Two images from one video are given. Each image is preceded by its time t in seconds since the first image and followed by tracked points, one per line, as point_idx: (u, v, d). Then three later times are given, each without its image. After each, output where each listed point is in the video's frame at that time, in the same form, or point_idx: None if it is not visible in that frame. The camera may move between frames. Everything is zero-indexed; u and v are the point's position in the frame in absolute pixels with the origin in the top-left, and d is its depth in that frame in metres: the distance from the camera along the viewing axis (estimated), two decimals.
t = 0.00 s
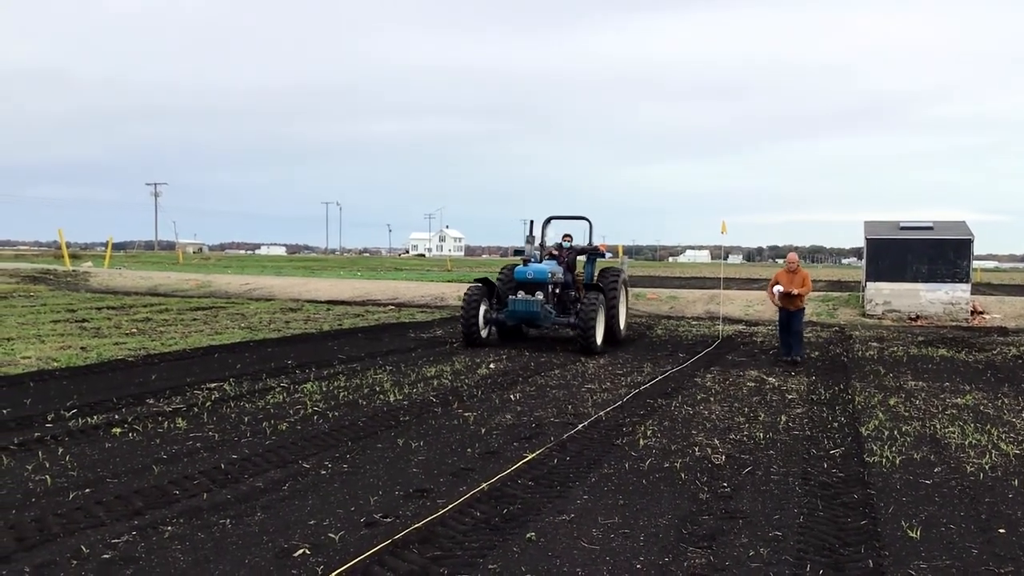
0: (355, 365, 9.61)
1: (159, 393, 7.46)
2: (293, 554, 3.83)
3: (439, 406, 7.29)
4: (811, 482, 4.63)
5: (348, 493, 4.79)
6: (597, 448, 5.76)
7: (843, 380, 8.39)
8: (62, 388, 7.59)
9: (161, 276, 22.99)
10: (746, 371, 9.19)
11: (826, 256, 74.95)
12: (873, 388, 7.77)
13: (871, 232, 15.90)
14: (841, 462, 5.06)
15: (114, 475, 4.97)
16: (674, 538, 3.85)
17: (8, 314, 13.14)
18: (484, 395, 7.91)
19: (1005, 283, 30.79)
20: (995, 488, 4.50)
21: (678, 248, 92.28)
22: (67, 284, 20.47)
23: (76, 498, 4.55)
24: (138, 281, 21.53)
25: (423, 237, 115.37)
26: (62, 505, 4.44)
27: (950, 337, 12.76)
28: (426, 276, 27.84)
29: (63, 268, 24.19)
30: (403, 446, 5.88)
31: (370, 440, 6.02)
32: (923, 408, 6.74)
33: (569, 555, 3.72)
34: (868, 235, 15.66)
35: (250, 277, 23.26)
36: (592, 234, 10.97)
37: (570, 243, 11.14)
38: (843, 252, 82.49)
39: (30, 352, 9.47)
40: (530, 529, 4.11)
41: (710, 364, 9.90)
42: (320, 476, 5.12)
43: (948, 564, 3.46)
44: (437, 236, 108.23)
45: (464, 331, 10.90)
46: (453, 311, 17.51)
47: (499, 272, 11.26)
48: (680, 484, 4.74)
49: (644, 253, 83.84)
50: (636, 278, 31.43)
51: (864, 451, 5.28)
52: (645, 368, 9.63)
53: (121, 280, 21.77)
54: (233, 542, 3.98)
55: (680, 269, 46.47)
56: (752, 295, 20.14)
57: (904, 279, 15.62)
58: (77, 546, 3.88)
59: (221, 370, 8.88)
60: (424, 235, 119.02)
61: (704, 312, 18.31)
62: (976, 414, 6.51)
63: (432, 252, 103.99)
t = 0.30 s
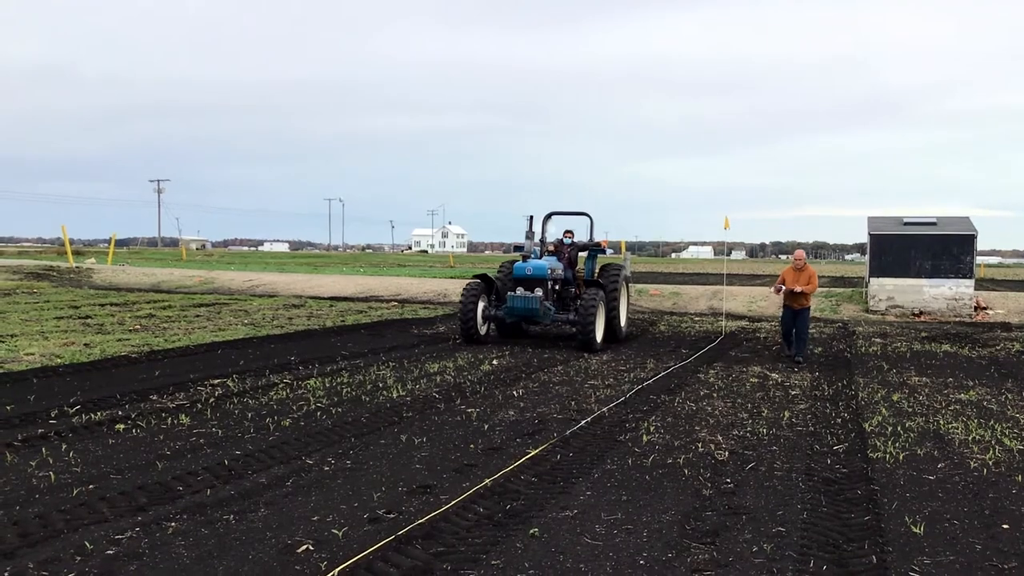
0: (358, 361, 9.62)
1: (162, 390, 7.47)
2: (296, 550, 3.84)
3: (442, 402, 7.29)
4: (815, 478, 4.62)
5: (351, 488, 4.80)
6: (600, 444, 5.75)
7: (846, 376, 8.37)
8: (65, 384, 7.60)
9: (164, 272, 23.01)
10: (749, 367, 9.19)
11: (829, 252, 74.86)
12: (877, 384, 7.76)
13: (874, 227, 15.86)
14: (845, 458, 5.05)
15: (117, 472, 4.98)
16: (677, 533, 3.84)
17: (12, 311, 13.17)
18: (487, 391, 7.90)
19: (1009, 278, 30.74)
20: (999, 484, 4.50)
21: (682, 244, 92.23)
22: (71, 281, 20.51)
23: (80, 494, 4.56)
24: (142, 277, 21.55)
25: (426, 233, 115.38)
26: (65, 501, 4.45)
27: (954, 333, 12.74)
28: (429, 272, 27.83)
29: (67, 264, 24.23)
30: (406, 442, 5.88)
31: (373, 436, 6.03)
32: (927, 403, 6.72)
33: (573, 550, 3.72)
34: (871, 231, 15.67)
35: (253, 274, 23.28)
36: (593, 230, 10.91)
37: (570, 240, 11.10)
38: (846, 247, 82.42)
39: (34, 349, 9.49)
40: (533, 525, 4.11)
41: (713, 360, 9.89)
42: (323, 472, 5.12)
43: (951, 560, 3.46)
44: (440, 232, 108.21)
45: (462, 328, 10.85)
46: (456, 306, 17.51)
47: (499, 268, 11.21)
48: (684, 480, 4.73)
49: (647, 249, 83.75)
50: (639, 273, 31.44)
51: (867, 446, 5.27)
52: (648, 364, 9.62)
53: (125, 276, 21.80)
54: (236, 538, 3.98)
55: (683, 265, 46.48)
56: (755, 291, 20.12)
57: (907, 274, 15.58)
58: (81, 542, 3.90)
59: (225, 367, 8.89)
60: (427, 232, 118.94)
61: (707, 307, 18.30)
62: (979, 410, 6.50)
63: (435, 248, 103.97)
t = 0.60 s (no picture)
0: (360, 357, 9.62)
1: (164, 386, 7.48)
2: (297, 546, 3.84)
3: (444, 398, 7.29)
4: (817, 473, 4.62)
5: (353, 484, 4.80)
6: (601, 439, 5.76)
7: (848, 371, 8.36)
8: (67, 380, 7.62)
9: (166, 268, 23.01)
10: (751, 363, 9.18)
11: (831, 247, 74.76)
12: (879, 379, 7.75)
13: (877, 222, 15.83)
14: (846, 453, 5.05)
15: (119, 467, 4.99)
16: (678, 528, 3.84)
17: (14, 307, 13.18)
18: (489, 387, 7.90)
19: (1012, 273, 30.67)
20: (1001, 479, 4.49)
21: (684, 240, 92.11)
22: (73, 278, 20.53)
23: (82, 490, 4.56)
24: (144, 273, 21.56)
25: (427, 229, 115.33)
26: (67, 497, 4.46)
27: (956, 328, 12.72)
28: (431, 268, 27.84)
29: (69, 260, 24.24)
30: (408, 438, 5.89)
31: (374, 432, 6.03)
32: (929, 398, 6.72)
33: (574, 546, 3.72)
34: (873, 226, 15.63)
35: (255, 270, 23.29)
36: (593, 226, 10.85)
37: (570, 235, 11.05)
38: (849, 243, 82.31)
39: (36, 345, 9.50)
40: (535, 521, 4.12)
41: (715, 355, 9.89)
42: (324, 467, 5.13)
43: (953, 554, 3.46)
44: (442, 228, 108.19)
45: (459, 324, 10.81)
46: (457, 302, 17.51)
47: (497, 264, 11.15)
48: (685, 475, 4.73)
49: (649, 245, 83.69)
50: (641, 269, 31.47)
51: (869, 442, 5.26)
52: (650, 360, 9.62)
53: (127, 272, 21.81)
54: (238, 534, 3.99)
55: (685, 261, 46.46)
56: (757, 286, 20.09)
57: (909, 269, 15.55)
58: (84, 538, 3.90)
59: (227, 363, 8.90)
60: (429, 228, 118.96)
61: (709, 303, 18.29)
62: (982, 405, 6.49)
63: (436, 244, 103.90)
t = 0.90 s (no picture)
0: (361, 354, 9.63)
1: (165, 383, 7.48)
2: (298, 542, 3.85)
3: (445, 395, 7.29)
4: (817, 470, 4.62)
5: (353, 481, 4.80)
6: (602, 436, 5.75)
7: (849, 367, 8.36)
8: (68, 377, 7.63)
9: (167, 265, 23.03)
10: (752, 360, 9.18)
11: (832, 244, 74.72)
12: (880, 376, 7.75)
13: (877, 219, 15.82)
14: (847, 449, 5.05)
15: (120, 464, 4.99)
16: (678, 525, 3.84)
17: (15, 304, 13.18)
18: (490, 384, 7.90)
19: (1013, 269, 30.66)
20: (1001, 475, 4.49)
21: (686, 237, 92.03)
22: (74, 275, 20.55)
23: (83, 487, 4.57)
24: (145, 270, 21.58)
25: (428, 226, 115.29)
26: (68, 494, 4.46)
27: (957, 325, 12.71)
28: (432, 265, 27.84)
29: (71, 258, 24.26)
30: (408, 434, 5.89)
31: (375, 429, 6.03)
32: (930, 395, 6.72)
33: (575, 542, 3.72)
34: (874, 223, 15.61)
35: (256, 267, 23.31)
36: (591, 223, 10.80)
37: (567, 232, 10.99)
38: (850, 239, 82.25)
39: (37, 341, 9.51)
40: (535, 517, 4.12)
41: (716, 352, 9.90)
42: (325, 464, 5.13)
43: (953, 551, 3.46)
44: (443, 225, 108.18)
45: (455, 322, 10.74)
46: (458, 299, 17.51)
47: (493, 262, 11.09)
48: (685, 472, 4.73)
49: (650, 242, 83.59)
50: (642, 266, 31.46)
51: (869, 438, 5.25)
52: (650, 357, 9.62)
53: (128, 269, 21.83)
54: (238, 530, 3.99)
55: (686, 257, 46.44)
56: (758, 283, 20.09)
57: (910, 266, 15.54)
58: (84, 534, 3.91)
59: (227, 360, 8.91)
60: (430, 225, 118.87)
61: (710, 300, 18.29)
62: (982, 401, 6.49)
63: (437, 241, 103.81)
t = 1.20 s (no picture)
0: (364, 353, 9.63)
1: (168, 381, 7.50)
2: (300, 541, 3.85)
3: (448, 394, 7.30)
4: (819, 469, 4.61)
5: (356, 479, 4.81)
6: (604, 435, 5.75)
7: (852, 367, 8.34)
8: (71, 375, 7.64)
9: (171, 264, 23.06)
10: (755, 359, 9.17)
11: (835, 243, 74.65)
12: (883, 375, 7.73)
13: (881, 218, 15.77)
14: (850, 448, 5.04)
15: (122, 463, 5.00)
16: (681, 524, 3.83)
17: (19, 303, 13.22)
18: (492, 382, 7.90)
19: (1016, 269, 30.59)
20: (1004, 475, 4.48)
21: (689, 236, 91.87)
22: (77, 273, 20.59)
23: (85, 485, 4.58)
24: (148, 269, 21.62)
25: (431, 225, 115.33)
26: (70, 492, 4.47)
27: (960, 324, 12.67)
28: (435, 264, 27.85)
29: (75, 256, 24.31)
30: (411, 433, 5.89)
31: (377, 428, 6.03)
32: (934, 394, 6.70)
33: (576, 541, 3.72)
34: (877, 222, 15.57)
35: (259, 266, 23.33)
36: (592, 222, 10.74)
37: (567, 231, 10.93)
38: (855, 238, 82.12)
39: (40, 340, 9.52)
40: (537, 516, 4.12)
41: (719, 351, 9.89)
42: (328, 462, 5.14)
43: (956, 550, 3.44)
44: (446, 224, 108.20)
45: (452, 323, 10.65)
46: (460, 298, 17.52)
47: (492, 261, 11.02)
48: (688, 471, 4.73)
49: (654, 241, 83.49)
50: (646, 265, 31.44)
51: (872, 437, 5.24)
52: (653, 356, 9.61)
53: (131, 268, 21.86)
54: (240, 528, 4.00)
55: (689, 256, 46.42)
56: (761, 282, 20.06)
57: (914, 265, 15.50)
58: (86, 533, 3.91)
59: (231, 358, 8.92)
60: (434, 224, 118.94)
61: (713, 299, 18.27)
62: (986, 401, 6.47)
63: (441, 240, 103.81)
